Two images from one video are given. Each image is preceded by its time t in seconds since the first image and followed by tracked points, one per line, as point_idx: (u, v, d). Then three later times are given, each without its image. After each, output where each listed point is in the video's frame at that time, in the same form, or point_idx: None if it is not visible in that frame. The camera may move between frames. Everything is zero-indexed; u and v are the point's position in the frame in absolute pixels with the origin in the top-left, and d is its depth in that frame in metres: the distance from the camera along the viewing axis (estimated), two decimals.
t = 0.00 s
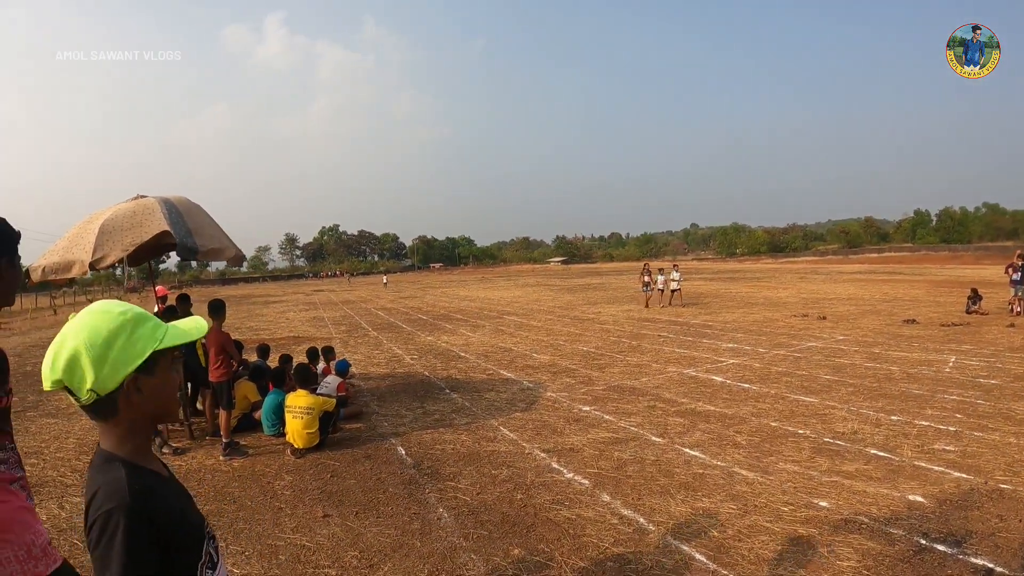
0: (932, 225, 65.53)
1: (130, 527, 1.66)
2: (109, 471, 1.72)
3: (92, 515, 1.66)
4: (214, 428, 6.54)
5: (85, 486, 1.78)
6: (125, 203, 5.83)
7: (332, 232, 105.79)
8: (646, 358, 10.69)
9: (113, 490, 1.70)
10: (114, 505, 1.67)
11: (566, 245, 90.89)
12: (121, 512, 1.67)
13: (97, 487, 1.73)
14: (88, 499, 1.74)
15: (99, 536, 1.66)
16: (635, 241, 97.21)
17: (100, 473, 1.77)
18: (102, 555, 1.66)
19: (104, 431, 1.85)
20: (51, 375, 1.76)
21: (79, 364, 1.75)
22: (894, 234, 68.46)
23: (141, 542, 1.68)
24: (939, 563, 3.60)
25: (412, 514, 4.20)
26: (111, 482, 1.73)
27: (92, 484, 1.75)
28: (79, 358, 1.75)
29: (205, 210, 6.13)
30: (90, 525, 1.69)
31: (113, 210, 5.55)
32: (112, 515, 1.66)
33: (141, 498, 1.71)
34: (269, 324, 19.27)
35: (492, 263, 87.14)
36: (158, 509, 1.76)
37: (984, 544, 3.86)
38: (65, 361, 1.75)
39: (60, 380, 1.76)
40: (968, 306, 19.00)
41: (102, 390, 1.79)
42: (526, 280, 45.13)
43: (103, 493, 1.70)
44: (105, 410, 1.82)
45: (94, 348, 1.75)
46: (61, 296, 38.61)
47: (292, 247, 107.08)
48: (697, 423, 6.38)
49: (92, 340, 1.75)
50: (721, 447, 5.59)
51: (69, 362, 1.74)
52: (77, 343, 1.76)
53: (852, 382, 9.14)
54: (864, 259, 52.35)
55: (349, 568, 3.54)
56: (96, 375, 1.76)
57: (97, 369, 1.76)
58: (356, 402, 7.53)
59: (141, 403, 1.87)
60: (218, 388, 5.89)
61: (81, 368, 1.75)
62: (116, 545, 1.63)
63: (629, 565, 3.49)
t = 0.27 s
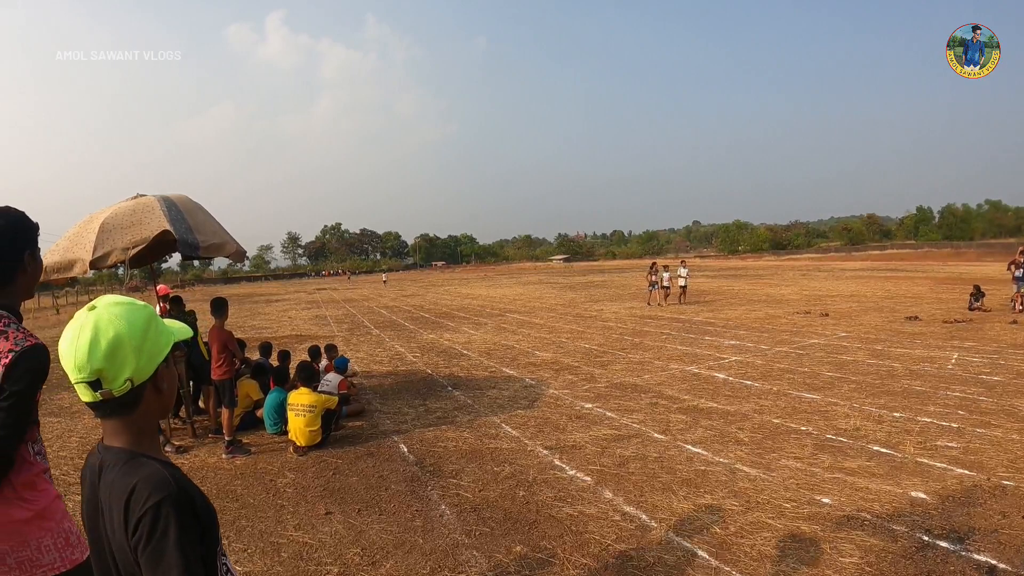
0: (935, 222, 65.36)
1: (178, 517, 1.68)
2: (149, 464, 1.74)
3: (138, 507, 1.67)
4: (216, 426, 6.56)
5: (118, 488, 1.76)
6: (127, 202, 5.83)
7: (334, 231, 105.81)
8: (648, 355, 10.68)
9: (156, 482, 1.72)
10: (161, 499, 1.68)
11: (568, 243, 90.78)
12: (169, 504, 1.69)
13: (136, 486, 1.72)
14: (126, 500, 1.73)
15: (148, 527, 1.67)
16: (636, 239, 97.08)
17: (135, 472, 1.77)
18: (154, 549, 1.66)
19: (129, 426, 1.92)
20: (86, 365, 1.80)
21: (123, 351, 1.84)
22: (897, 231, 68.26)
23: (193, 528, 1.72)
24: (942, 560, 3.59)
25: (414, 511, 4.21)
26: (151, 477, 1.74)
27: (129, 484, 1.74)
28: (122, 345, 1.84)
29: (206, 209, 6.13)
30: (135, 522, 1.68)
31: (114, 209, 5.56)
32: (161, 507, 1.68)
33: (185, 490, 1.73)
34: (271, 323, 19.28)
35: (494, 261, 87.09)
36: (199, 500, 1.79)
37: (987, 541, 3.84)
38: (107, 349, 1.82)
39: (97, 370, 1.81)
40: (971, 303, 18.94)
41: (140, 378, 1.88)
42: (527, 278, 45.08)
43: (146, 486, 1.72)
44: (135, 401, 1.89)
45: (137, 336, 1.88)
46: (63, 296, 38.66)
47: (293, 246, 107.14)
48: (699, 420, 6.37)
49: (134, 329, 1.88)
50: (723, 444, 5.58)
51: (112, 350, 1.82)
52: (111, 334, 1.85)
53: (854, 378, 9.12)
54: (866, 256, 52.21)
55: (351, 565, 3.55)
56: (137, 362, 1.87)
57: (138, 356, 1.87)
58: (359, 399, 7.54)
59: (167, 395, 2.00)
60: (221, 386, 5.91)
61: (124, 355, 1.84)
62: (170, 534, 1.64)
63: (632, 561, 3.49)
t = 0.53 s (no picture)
0: (929, 220, 65.62)
1: (190, 512, 1.66)
2: (156, 459, 1.71)
3: (148, 504, 1.64)
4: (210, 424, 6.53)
5: (123, 487, 1.72)
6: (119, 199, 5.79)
7: (330, 228, 105.63)
8: (643, 352, 10.68)
9: (166, 478, 1.69)
10: (173, 494, 1.66)
11: (564, 240, 90.74)
12: (180, 499, 1.66)
13: (144, 483, 1.69)
14: (134, 498, 1.69)
15: (159, 524, 1.63)
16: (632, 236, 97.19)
17: (142, 469, 1.73)
18: (169, 544, 1.63)
19: (127, 425, 1.90)
20: (82, 366, 1.78)
21: (118, 350, 1.82)
22: (892, 228, 68.49)
23: (207, 525, 1.70)
24: (934, 557, 3.59)
25: (407, 509, 4.20)
26: (158, 473, 1.71)
27: (136, 482, 1.70)
28: (117, 343, 1.82)
29: (199, 206, 6.10)
30: (147, 519, 1.65)
31: (106, 206, 5.51)
32: (174, 502, 1.65)
33: (195, 484, 1.71)
34: (266, 320, 19.22)
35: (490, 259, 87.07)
36: (207, 496, 1.77)
37: (980, 537, 3.86)
38: (102, 349, 1.80)
39: (93, 370, 1.78)
40: (964, 300, 19.03)
41: (137, 376, 1.87)
42: (523, 275, 45.06)
43: (155, 483, 1.69)
44: (132, 399, 1.87)
45: (133, 333, 1.85)
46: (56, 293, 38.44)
47: (289, 243, 106.86)
48: (693, 417, 6.38)
49: (129, 326, 1.85)
50: (717, 440, 5.58)
51: (107, 349, 1.80)
52: (106, 331, 1.83)
53: (848, 375, 9.14)
54: (861, 253, 52.39)
55: (344, 562, 3.54)
56: (133, 360, 1.85)
57: (134, 353, 1.85)
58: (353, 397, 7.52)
59: (162, 393, 1.99)
60: (214, 383, 5.88)
61: (120, 354, 1.82)
62: (186, 529, 1.62)
63: (625, 559, 3.49)
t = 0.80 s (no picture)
0: (921, 220, 66.06)
1: (196, 517, 1.66)
2: (161, 462, 1.70)
3: (153, 508, 1.62)
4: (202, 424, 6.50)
5: (128, 489, 1.70)
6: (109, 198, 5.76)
7: (324, 227, 105.33)
8: (635, 352, 10.70)
9: (172, 482, 1.67)
10: (178, 498, 1.64)
11: (560, 240, 90.66)
12: (186, 504, 1.65)
13: (149, 486, 1.67)
14: (139, 501, 1.67)
15: (164, 528, 1.62)
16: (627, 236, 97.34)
17: (148, 471, 1.71)
18: (174, 548, 1.62)
19: (129, 428, 1.89)
20: (86, 369, 1.77)
21: (123, 354, 1.81)
22: (884, 228, 68.89)
23: (211, 530, 1.70)
24: (921, 555, 3.62)
25: (399, 509, 4.19)
26: (165, 476, 1.70)
27: (141, 485, 1.68)
28: (122, 347, 1.81)
29: (190, 206, 6.08)
30: (152, 522, 1.63)
31: (96, 205, 5.48)
32: (180, 506, 1.64)
33: (201, 488, 1.70)
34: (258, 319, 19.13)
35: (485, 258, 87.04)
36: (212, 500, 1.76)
37: (966, 536, 3.89)
38: (107, 352, 1.79)
39: (97, 373, 1.78)
40: (954, 299, 19.17)
41: (141, 379, 1.87)
42: (517, 274, 45.06)
43: (160, 486, 1.67)
44: (136, 402, 1.87)
45: (138, 336, 1.85)
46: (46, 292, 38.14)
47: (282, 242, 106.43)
48: (684, 416, 6.40)
49: (134, 329, 1.84)
50: (707, 440, 5.60)
51: (112, 353, 1.79)
52: (110, 334, 1.82)
53: (838, 374, 9.20)
54: (853, 253, 52.66)
55: (335, 563, 3.53)
56: (138, 364, 1.85)
57: (137, 358, 1.85)
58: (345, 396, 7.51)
59: (164, 396, 1.99)
60: (206, 384, 5.85)
61: (124, 358, 1.82)
62: (190, 534, 1.61)
63: (615, 558, 3.50)
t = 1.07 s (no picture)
0: (925, 222, 65.89)
1: (221, 518, 1.68)
2: (187, 464, 1.72)
3: (179, 509, 1.65)
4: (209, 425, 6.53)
5: (153, 489, 1.72)
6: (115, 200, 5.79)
7: (327, 228, 105.59)
8: (640, 354, 10.70)
9: (197, 484, 1.70)
10: (204, 499, 1.67)
11: (564, 241, 90.63)
12: (211, 505, 1.68)
13: (175, 487, 1.70)
14: (164, 502, 1.69)
15: (189, 530, 1.65)
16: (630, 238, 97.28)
17: (172, 473, 1.73)
18: (198, 549, 1.64)
19: (153, 430, 1.92)
20: (114, 372, 1.80)
21: (151, 357, 1.84)
22: (888, 230, 68.71)
23: (235, 532, 1.72)
24: (927, 557, 3.62)
25: (405, 509, 4.21)
26: (190, 478, 1.72)
27: (166, 486, 1.71)
28: (151, 351, 1.84)
29: (196, 207, 6.12)
30: (176, 523, 1.65)
31: (103, 207, 5.51)
32: (205, 508, 1.66)
33: (225, 490, 1.73)
34: (262, 320, 19.18)
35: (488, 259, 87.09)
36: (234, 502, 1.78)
37: (971, 538, 3.89)
38: (136, 356, 1.82)
39: (125, 376, 1.81)
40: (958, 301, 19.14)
41: (167, 383, 1.90)
42: (521, 276, 45.09)
43: (185, 487, 1.70)
44: (161, 405, 1.90)
45: (166, 340, 1.88)
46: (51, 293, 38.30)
47: (285, 243, 106.67)
48: (689, 418, 6.40)
49: (162, 333, 1.88)
50: (712, 442, 5.60)
51: (141, 356, 1.82)
52: (139, 337, 1.85)
53: (842, 377, 9.19)
54: (856, 255, 52.52)
55: (342, 563, 3.55)
56: (165, 368, 1.88)
57: (165, 362, 1.88)
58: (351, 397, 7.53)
59: (188, 399, 2.02)
60: (213, 385, 5.88)
61: (152, 361, 1.85)
62: (216, 534, 1.64)
63: (621, 560, 3.51)
